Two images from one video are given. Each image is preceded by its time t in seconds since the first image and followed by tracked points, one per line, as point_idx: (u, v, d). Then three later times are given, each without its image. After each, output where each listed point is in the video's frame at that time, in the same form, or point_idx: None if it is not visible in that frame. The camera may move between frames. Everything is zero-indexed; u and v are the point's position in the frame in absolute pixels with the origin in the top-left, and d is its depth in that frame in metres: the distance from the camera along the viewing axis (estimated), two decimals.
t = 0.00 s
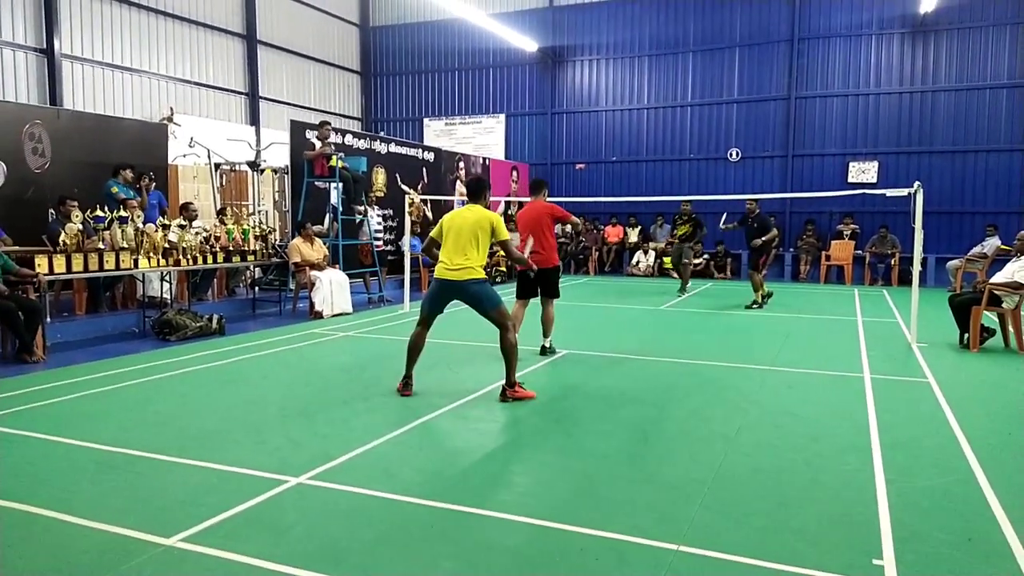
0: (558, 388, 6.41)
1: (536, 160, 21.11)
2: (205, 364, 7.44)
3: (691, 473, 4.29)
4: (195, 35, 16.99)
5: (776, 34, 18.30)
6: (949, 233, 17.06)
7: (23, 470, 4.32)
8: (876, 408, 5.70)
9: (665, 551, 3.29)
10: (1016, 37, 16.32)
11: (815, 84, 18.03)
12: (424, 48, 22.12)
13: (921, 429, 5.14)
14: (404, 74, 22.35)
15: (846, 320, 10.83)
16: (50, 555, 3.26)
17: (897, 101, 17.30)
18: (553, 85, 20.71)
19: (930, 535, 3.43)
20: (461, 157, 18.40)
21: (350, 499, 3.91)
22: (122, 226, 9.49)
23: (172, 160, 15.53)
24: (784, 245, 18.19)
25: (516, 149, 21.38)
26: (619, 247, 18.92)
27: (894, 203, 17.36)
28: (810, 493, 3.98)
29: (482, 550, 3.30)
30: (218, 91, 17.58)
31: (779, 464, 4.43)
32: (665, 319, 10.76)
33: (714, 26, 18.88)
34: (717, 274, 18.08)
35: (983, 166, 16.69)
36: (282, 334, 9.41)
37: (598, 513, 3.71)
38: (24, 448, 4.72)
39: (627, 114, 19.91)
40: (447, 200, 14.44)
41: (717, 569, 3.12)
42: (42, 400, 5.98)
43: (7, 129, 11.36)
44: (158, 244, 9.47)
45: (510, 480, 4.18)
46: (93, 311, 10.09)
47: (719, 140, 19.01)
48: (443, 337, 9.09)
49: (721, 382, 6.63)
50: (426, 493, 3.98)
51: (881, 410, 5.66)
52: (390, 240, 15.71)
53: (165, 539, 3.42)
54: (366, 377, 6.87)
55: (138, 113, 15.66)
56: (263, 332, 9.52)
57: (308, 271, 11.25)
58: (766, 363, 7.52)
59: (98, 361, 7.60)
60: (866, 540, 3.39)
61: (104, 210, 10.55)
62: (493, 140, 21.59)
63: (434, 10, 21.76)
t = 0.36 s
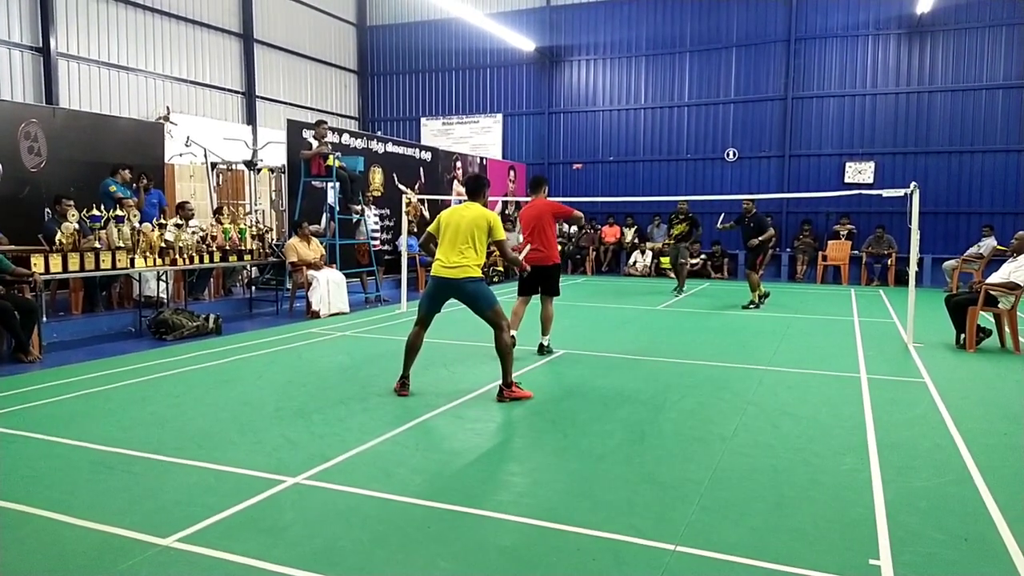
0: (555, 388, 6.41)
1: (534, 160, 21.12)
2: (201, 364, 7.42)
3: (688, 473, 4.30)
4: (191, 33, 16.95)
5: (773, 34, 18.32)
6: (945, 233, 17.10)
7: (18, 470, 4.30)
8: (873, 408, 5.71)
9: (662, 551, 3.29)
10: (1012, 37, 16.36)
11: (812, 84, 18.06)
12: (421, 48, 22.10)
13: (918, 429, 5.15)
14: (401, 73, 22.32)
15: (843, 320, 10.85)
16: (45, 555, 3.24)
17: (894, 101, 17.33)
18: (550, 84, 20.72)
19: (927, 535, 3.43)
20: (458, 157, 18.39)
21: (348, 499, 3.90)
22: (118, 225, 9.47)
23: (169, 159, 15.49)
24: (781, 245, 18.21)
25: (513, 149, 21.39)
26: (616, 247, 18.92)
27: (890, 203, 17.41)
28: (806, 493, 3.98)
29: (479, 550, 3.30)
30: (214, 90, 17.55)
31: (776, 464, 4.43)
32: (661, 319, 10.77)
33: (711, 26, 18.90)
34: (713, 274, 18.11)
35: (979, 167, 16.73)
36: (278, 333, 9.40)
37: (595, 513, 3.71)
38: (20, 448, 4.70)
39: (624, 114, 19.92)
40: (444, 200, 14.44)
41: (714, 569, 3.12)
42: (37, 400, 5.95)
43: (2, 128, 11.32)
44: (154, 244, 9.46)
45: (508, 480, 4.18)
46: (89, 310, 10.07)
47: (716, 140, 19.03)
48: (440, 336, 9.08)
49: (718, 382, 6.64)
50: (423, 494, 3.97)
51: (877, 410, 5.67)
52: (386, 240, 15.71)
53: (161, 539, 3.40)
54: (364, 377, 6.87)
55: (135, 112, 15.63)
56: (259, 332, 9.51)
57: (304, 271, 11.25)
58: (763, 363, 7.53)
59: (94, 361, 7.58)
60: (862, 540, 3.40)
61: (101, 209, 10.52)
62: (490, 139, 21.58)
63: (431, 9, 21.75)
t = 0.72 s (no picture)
0: (555, 386, 6.42)
1: (533, 159, 21.11)
2: (201, 363, 7.42)
3: (688, 471, 4.30)
4: (190, 32, 16.94)
5: (772, 32, 18.32)
6: (944, 232, 17.10)
7: (18, 469, 4.31)
8: (872, 406, 5.71)
9: (661, 549, 3.29)
10: (1011, 36, 16.36)
11: (811, 83, 18.05)
12: (420, 46, 22.08)
13: (917, 427, 5.15)
14: (400, 72, 22.31)
15: (843, 318, 10.85)
16: (45, 554, 3.24)
17: (893, 99, 17.32)
18: (550, 83, 20.71)
19: (926, 533, 3.44)
20: (457, 156, 18.38)
21: (348, 498, 3.90)
22: (118, 224, 9.47)
23: (168, 158, 15.49)
24: (780, 244, 18.21)
25: (512, 148, 21.39)
26: (615, 245, 18.92)
27: (889, 202, 17.40)
28: (806, 491, 3.98)
29: (479, 549, 3.30)
30: (213, 89, 17.54)
31: (776, 462, 4.44)
32: (661, 317, 10.78)
33: (710, 25, 18.90)
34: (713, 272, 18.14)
35: (978, 165, 16.73)
36: (278, 332, 9.40)
37: (594, 511, 3.72)
38: (20, 447, 4.70)
39: (623, 113, 19.91)
40: (444, 199, 14.43)
41: (715, 568, 3.12)
42: (36, 399, 5.95)
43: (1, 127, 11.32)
44: (154, 243, 9.47)
45: (508, 479, 4.18)
46: (88, 310, 10.06)
47: (715, 139, 19.03)
48: (440, 335, 9.09)
49: (718, 380, 6.64)
50: (423, 492, 3.98)
51: (877, 408, 5.67)
52: (385, 239, 15.71)
53: (160, 538, 3.40)
54: (363, 375, 6.87)
55: (134, 112, 15.62)
56: (259, 331, 9.51)
57: (304, 270, 11.25)
58: (763, 361, 7.53)
59: (94, 360, 7.58)
60: (862, 538, 3.40)
61: (100, 207, 10.51)
62: (490, 138, 21.57)
63: (430, 8, 21.74)
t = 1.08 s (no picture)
0: (553, 379, 6.42)
1: (532, 151, 21.09)
2: (199, 357, 7.42)
3: (686, 463, 4.31)
4: (187, 25, 16.89)
5: (771, 24, 18.27)
6: (943, 223, 17.09)
7: (17, 463, 4.31)
8: (871, 398, 5.72)
9: (659, 540, 3.30)
10: (1010, 27, 16.32)
11: (810, 74, 18.01)
12: (418, 39, 22.00)
13: (915, 419, 5.17)
14: (399, 64, 22.24)
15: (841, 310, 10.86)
16: (44, 547, 3.25)
17: (892, 91, 17.29)
18: (548, 75, 20.65)
19: (923, 523, 3.45)
20: (455, 149, 18.35)
21: (346, 490, 3.91)
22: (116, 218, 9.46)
23: (165, 152, 15.45)
24: (779, 236, 18.19)
25: (511, 141, 21.35)
26: (614, 238, 18.90)
27: (889, 193, 17.39)
28: (804, 482, 4.00)
29: (478, 540, 3.31)
30: (211, 82, 17.49)
31: (774, 454, 4.45)
32: (660, 309, 10.78)
33: (709, 16, 18.84)
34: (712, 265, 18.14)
35: (978, 156, 16.71)
36: (276, 326, 9.39)
37: (593, 503, 3.72)
38: (18, 441, 4.70)
39: (622, 105, 19.87)
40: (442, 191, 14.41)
41: (713, 559, 3.13)
42: (34, 392, 5.96)
43: None
44: (152, 237, 9.46)
45: (506, 471, 4.19)
46: (87, 303, 10.06)
47: (714, 131, 19.00)
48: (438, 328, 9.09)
49: (716, 373, 6.65)
50: (422, 485, 3.98)
51: (876, 399, 5.68)
52: (384, 232, 15.70)
53: (159, 531, 3.41)
54: (362, 368, 6.88)
55: (131, 105, 15.57)
56: (257, 325, 9.51)
57: (302, 263, 11.24)
58: (761, 353, 7.54)
59: (92, 354, 7.58)
60: (859, 528, 3.41)
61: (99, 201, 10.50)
62: (488, 131, 21.54)
63: None
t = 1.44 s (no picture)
0: (554, 375, 6.43)
1: (531, 148, 21.08)
2: (200, 354, 7.42)
3: (687, 459, 4.32)
4: (186, 22, 16.86)
5: (771, 19, 18.25)
6: (943, 219, 17.09)
7: (18, 461, 4.31)
8: (871, 393, 5.73)
9: (660, 536, 3.31)
10: (1010, 21, 16.30)
11: (810, 70, 18.00)
12: (417, 35, 21.97)
13: (915, 414, 5.18)
14: (398, 61, 22.21)
15: (841, 305, 10.86)
16: (46, 545, 3.25)
17: (892, 86, 17.28)
18: (548, 72, 20.63)
19: (923, 518, 3.47)
20: (455, 145, 18.34)
21: (347, 487, 3.92)
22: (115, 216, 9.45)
23: (165, 149, 15.42)
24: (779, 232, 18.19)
25: (510, 137, 21.33)
26: (614, 234, 18.90)
27: (889, 188, 17.40)
28: (805, 478, 4.00)
29: (479, 537, 3.32)
30: (210, 79, 17.45)
31: (774, 449, 4.46)
32: (660, 306, 10.78)
33: (708, 11, 18.82)
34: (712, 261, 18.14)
35: (977, 152, 16.71)
36: (277, 323, 9.39)
37: (593, 499, 3.73)
38: (19, 439, 4.71)
39: (621, 101, 19.86)
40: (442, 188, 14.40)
41: (714, 554, 3.14)
42: (34, 391, 5.95)
43: None
44: (152, 234, 9.46)
45: (507, 467, 4.20)
46: (87, 301, 10.06)
47: (713, 127, 18.99)
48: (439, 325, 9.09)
49: (717, 369, 6.66)
50: (423, 482, 3.98)
51: (876, 395, 5.68)
52: (384, 229, 15.69)
53: (161, 529, 3.42)
54: (362, 365, 6.88)
55: (130, 102, 15.55)
56: (258, 322, 9.51)
57: (302, 260, 11.23)
58: (762, 349, 7.55)
59: (93, 352, 7.58)
60: (859, 523, 3.42)
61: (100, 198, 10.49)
62: (487, 128, 21.52)
63: None
